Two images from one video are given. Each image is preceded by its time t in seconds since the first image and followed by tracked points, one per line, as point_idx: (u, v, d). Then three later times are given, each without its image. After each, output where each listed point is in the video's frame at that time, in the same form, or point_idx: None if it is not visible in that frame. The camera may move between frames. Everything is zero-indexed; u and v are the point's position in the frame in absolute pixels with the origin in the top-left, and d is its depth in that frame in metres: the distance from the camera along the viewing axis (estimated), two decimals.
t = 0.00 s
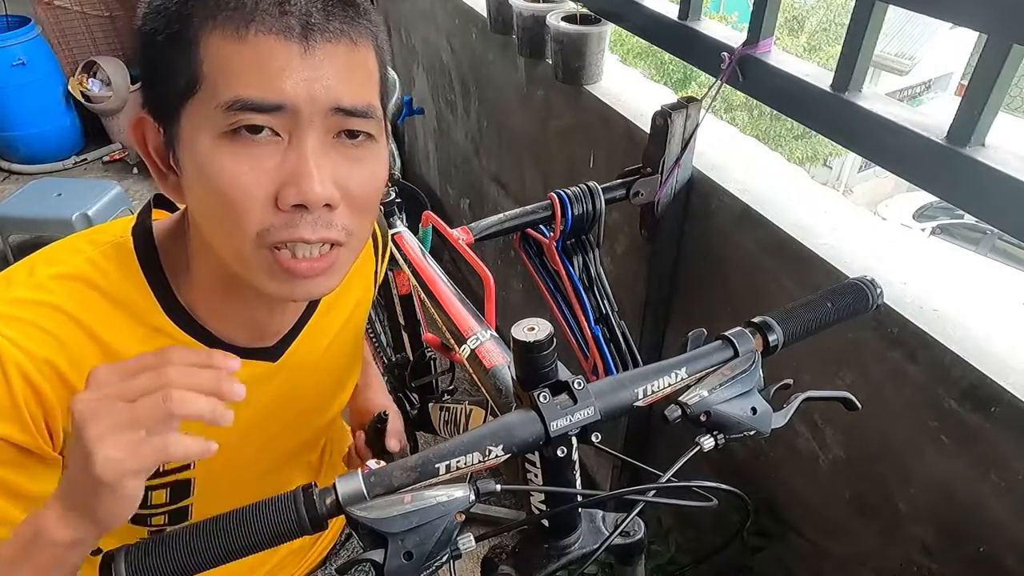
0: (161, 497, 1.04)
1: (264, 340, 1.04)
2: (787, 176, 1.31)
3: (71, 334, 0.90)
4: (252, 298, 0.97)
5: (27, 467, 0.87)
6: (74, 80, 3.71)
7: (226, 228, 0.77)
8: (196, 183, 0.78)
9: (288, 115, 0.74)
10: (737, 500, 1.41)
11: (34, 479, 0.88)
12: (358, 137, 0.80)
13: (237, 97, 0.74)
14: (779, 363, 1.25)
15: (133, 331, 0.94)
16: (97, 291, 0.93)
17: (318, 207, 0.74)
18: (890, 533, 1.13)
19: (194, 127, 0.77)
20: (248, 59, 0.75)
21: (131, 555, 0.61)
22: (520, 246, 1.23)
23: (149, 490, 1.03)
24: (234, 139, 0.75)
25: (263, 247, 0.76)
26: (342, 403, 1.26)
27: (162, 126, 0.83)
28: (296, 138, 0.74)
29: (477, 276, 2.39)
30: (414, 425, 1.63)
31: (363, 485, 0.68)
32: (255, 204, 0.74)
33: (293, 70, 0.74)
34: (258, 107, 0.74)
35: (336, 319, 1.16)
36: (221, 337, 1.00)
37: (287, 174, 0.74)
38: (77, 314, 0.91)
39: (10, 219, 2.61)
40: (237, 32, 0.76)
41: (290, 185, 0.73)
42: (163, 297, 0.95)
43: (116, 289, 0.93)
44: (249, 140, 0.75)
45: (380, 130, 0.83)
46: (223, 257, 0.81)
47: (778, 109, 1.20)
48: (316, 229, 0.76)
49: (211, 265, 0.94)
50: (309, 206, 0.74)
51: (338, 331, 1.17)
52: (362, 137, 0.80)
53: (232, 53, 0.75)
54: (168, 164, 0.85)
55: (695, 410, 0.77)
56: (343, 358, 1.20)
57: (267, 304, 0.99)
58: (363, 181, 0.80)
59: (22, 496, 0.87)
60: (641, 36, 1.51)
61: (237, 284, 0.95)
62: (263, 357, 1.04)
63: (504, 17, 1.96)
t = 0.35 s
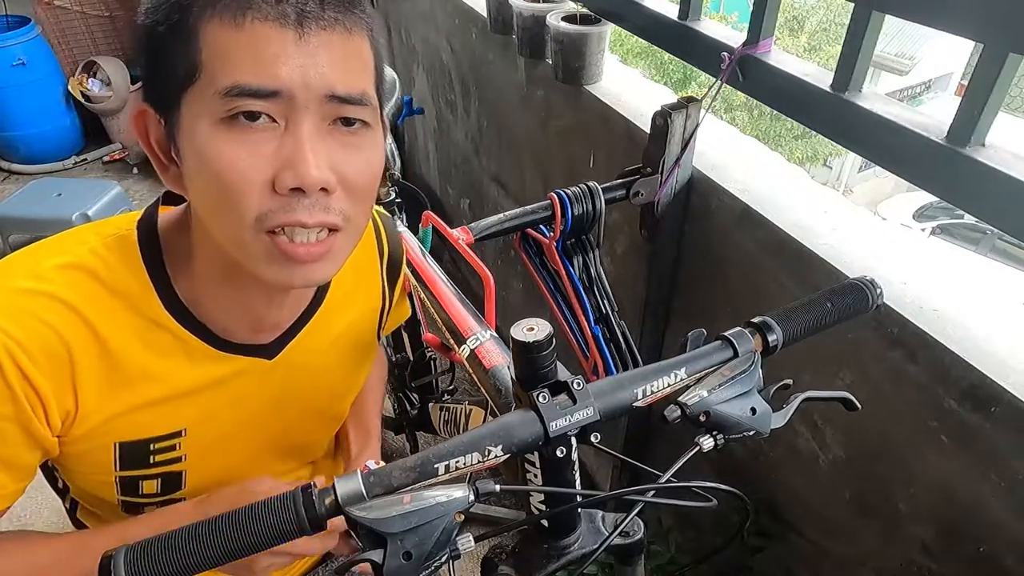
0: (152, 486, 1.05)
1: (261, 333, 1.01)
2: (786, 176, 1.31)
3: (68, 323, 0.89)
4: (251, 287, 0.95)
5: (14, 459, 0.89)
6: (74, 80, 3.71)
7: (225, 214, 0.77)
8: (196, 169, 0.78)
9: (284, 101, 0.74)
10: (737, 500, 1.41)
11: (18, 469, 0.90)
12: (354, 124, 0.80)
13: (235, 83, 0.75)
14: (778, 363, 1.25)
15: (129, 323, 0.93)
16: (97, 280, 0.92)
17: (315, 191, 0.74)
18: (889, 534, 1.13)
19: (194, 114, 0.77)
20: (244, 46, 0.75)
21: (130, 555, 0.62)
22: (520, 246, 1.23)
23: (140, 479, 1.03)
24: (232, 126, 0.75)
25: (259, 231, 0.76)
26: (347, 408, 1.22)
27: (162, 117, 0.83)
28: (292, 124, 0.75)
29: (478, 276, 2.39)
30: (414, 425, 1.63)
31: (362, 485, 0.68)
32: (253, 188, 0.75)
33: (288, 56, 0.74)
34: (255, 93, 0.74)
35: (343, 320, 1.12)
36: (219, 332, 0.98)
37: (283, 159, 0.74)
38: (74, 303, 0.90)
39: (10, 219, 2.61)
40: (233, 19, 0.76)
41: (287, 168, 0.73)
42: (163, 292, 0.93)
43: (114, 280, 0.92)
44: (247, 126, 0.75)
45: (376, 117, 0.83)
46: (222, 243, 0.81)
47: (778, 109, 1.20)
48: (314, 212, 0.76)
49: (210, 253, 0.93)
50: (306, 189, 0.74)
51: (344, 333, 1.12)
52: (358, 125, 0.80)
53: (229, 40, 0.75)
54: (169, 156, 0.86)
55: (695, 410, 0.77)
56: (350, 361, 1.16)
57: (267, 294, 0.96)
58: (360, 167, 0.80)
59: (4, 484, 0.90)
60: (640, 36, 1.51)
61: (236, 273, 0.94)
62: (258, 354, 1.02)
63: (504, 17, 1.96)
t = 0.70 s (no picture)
0: (154, 478, 1.05)
1: (266, 328, 1.01)
2: (786, 176, 1.31)
3: (73, 313, 0.89)
4: (255, 277, 0.94)
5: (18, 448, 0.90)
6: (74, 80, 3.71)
7: (227, 205, 0.77)
8: (197, 162, 0.78)
9: (280, 92, 0.74)
10: (737, 500, 1.41)
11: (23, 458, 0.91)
12: (351, 114, 0.80)
13: (233, 75, 0.75)
14: (778, 364, 1.26)
15: (133, 317, 0.93)
16: (105, 273, 0.92)
17: (313, 179, 0.74)
18: (889, 534, 1.13)
19: (194, 108, 0.78)
20: (241, 37, 0.75)
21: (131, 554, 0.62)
22: (520, 246, 1.22)
23: (143, 470, 1.03)
24: (231, 117, 0.75)
25: (260, 221, 0.76)
26: (348, 407, 1.21)
27: (165, 112, 0.83)
28: (289, 114, 0.75)
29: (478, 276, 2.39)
30: (414, 426, 1.63)
31: (364, 484, 0.67)
32: (253, 178, 0.75)
33: (284, 47, 0.74)
34: (252, 84, 0.74)
35: (349, 316, 1.11)
36: (223, 326, 0.98)
37: (282, 149, 0.74)
38: (79, 294, 0.90)
39: (9, 220, 2.61)
40: (230, 13, 0.76)
41: (285, 158, 0.74)
42: (168, 286, 0.94)
43: (121, 273, 0.92)
44: (246, 118, 0.75)
45: (374, 107, 0.83)
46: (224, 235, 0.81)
47: (778, 110, 1.20)
48: (313, 201, 0.76)
49: (213, 246, 0.93)
50: (304, 178, 0.74)
51: (350, 330, 1.12)
52: (355, 115, 0.80)
53: (226, 33, 0.76)
54: (173, 151, 0.86)
55: (696, 410, 0.77)
56: (355, 358, 1.15)
57: (269, 289, 0.96)
58: (358, 157, 0.80)
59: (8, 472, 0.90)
60: (640, 36, 1.51)
61: (240, 265, 0.94)
62: (263, 349, 1.02)
63: (504, 17, 1.96)
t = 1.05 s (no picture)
0: (160, 472, 1.05)
1: (271, 324, 1.01)
2: (787, 176, 1.31)
3: (81, 309, 0.89)
4: (262, 277, 0.95)
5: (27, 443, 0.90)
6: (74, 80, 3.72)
7: (239, 211, 0.78)
8: (210, 169, 0.78)
9: (292, 103, 0.75)
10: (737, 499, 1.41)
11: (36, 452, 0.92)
12: (360, 122, 0.80)
13: (244, 87, 0.75)
14: (778, 364, 1.26)
15: (139, 313, 0.93)
16: (113, 270, 0.92)
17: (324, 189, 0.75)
18: (889, 533, 1.13)
19: (206, 116, 0.78)
20: (253, 49, 0.75)
21: (133, 555, 0.62)
22: (521, 246, 1.23)
23: (150, 465, 1.03)
24: (243, 127, 0.76)
25: (273, 229, 0.77)
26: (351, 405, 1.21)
27: (175, 116, 0.83)
28: (301, 124, 0.75)
29: (477, 276, 2.39)
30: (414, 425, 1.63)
31: (366, 484, 0.67)
32: (265, 187, 0.75)
33: (296, 59, 0.74)
34: (265, 96, 0.74)
35: (354, 312, 1.11)
36: (230, 322, 0.99)
37: (293, 159, 0.74)
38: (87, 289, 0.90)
39: (9, 220, 2.61)
40: (241, 23, 0.76)
41: (297, 168, 0.74)
42: (175, 282, 0.94)
43: (128, 269, 0.93)
44: (257, 128, 0.75)
45: (382, 113, 0.83)
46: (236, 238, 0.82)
47: (778, 110, 1.20)
48: (323, 210, 0.76)
49: (221, 247, 0.94)
50: (315, 189, 0.74)
51: (355, 326, 1.12)
52: (364, 122, 0.80)
53: (237, 44, 0.76)
54: (181, 152, 0.86)
55: (697, 409, 0.77)
56: (360, 354, 1.15)
57: (277, 290, 0.96)
58: (367, 164, 0.80)
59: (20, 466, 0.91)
60: (640, 36, 1.52)
61: (247, 264, 0.94)
62: (266, 345, 1.02)
63: (504, 17, 1.96)
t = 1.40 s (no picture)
0: (165, 470, 1.05)
1: (273, 323, 1.01)
2: (787, 176, 1.31)
3: (91, 304, 0.90)
4: (268, 276, 0.95)
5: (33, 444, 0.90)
6: (74, 80, 3.72)
7: (247, 210, 0.78)
8: (219, 167, 0.78)
9: (303, 105, 0.74)
10: (737, 500, 1.41)
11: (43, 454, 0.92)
12: (370, 125, 0.80)
13: (257, 87, 0.75)
14: (778, 364, 1.26)
15: (148, 310, 0.94)
16: (123, 268, 0.92)
17: (333, 189, 0.75)
18: (889, 534, 1.13)
19: (216, 116, 0.78)
20: (266, 49, 0.75)
21: (130, 556, 0.61)
22: (520, 246, 1.22)
23: (154, 462, 1.03)
24: (254, 127, 0.75)
25: (281, 227, 0.77)
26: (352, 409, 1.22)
27: (185, 114, 0.84)
28: (311, 125, 0.75)
29: (477, 275, 2.39)
30: (414, 425, 1.63)
31: (364, 485, 0.67)
32: (274, 186, 0.75)
33: (309, 60, 0.74)
34: (276, 96, 0.74)
35: (358, 311, 1.11)
36: (231, 314, 0.98)
37: (303, 159, 0.74)
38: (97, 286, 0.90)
39: (9, 220, 2.61)
40: (255, 24, 0.76)
41: (306, 168, 0.74)
42: (181, 277, 0.94)
43: (136, 264, 0.93)
44: (268, 128, 0.75)
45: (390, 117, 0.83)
46: (243, 238, 0.82)
47: (778, 110, 1.20)
48: (331, 210, 0.76)
49: (226, 247, 0.93)
50: (325, 189, 0.74)
51: (360, 327, 1.12)
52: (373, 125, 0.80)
53: (251, 44, 0.76)
54: (188, 147, 0.86)
55: (696, 410, 0.77)
56: (365, 355, 1.15)
57: (280, 286, 0.96)
58: (375, 167, 0.80)
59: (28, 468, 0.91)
60: (640, 36, 1.51)
61: (253, 264, 0.94)
62: (271, 343, 1.02)
63: (504, 17, 1.96)
